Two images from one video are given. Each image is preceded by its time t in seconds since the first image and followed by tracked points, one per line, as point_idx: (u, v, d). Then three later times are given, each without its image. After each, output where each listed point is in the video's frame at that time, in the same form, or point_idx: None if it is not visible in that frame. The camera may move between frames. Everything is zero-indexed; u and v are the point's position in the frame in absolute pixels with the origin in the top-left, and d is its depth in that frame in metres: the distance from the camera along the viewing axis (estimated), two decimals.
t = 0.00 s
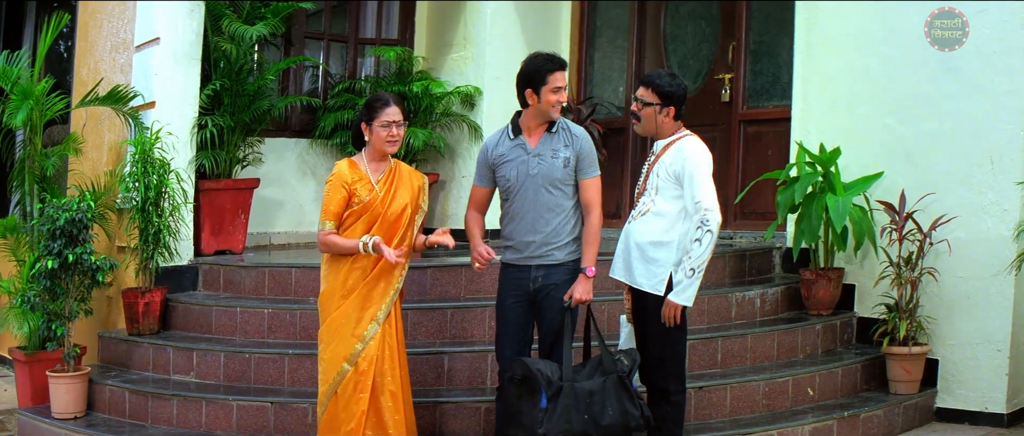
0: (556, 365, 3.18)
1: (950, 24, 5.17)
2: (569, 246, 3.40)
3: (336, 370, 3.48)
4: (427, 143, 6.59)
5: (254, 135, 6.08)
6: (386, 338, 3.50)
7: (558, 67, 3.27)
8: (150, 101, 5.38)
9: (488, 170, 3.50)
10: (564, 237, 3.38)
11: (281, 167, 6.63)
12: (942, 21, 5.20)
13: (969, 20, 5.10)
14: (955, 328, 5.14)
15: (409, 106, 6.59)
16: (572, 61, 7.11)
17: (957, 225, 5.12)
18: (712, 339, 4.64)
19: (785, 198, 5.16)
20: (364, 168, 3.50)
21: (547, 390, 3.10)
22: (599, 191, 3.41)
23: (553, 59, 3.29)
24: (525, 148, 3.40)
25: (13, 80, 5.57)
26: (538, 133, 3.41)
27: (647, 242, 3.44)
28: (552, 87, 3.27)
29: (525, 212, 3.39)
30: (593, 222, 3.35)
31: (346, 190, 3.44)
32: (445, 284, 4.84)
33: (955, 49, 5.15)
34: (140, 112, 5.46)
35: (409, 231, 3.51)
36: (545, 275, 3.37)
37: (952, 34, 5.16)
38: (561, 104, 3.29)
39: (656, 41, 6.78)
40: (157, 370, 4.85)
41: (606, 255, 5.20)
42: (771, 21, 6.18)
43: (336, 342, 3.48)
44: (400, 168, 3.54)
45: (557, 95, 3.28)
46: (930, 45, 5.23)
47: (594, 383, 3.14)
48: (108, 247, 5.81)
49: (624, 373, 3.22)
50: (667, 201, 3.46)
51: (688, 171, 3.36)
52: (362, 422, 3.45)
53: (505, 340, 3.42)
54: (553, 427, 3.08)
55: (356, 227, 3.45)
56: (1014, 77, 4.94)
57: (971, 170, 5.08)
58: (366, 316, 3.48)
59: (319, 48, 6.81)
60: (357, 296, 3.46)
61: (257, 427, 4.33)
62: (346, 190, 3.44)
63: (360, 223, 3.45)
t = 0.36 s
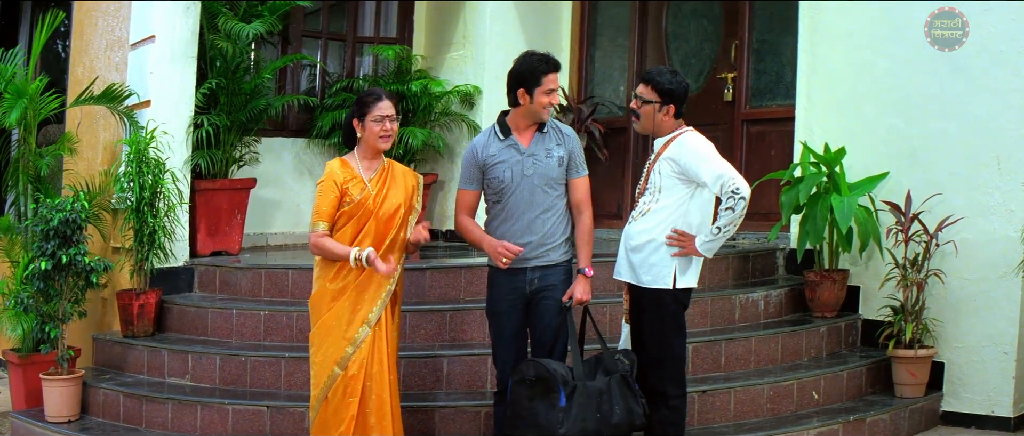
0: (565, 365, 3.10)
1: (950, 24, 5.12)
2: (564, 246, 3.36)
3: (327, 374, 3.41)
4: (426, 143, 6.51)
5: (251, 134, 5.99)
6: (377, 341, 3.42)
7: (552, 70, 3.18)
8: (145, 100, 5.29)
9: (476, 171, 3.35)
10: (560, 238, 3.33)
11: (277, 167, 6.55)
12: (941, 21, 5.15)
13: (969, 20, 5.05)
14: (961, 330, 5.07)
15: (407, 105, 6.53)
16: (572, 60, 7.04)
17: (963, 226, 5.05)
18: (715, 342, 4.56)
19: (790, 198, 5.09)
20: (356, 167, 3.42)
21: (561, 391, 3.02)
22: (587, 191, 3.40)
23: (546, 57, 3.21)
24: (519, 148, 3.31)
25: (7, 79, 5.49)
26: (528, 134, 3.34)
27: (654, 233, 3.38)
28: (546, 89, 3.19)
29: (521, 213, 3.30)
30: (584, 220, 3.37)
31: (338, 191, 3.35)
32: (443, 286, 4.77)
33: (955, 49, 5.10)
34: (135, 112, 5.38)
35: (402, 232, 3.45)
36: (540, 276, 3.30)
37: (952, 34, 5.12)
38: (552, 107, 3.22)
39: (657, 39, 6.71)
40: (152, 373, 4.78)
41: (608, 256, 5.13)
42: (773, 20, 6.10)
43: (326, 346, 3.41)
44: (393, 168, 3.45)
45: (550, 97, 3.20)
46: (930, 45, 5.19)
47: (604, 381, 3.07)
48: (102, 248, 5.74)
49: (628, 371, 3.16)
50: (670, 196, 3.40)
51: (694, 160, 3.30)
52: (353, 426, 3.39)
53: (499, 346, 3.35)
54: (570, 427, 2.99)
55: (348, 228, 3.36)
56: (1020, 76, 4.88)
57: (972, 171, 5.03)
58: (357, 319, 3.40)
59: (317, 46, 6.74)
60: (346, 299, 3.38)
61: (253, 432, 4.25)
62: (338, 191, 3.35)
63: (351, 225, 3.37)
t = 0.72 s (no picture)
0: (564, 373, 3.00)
1: (950, 24, 5.07)
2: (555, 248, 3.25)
3: (328, 379, 3.33)
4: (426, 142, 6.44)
5: (249, 133, 5.92)
6: (379, 344, 3.36)
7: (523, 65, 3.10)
8: (140, 98, 5.23)
9: (468, 167, 3.35)
10: (548, 239, 3.23)
11: (276, 166, 6.48)
12: (941, 21, 5.10)
13: (969, 20, 5.00)
14: (969, 332, 5.00)
15: (407, 104, 6.46)
16: (574, 58, 6.96)
17: (971, 226, 4.97)
18: (720, 345, 4.49)
19: (795, 198, 5.01)
20: (351, 167, 3.31)
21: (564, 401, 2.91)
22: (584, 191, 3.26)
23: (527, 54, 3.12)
24: (507, 145, 3.25)
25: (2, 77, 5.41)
26: (519, 131, 3.26)
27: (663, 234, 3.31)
28: (507, 85, 3.12)
29: (506, 211, 3.24)
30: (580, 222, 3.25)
31: (335, 195, 3.24)
32: (444, 288, 4.69)
33: (955, 50, 5.05)
34: (131, 110, 5.30)
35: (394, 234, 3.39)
36: (528, 279, 3.22)
37: (951, 34, 5.07)
38: (522, 105, 3.13)
39: (660, 37, 6.63)
40: (148, 376, 4.71)
41: (611, 257, 5.06)
42: (778, 18, 6.03)
43: (327, 351, 3.32)
44: (385, 166, 3.37)
45: (516, 93, 3.12)
46: (930, 46, 5.14)
47: (606, 387, 3.01)
48: (98, 248, 5.67)
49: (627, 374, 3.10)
50: (678, 197, 3.33)
51: (704, 159, 3.24)
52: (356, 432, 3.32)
53: (494, 345, 3.31)
54: None
55: (342, 234, 3.29)
56: None
57: (976, 171, 4.97)
58: (358, 322, 3.33)
59: (316, 44, 6.66)
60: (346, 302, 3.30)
61: None
62: (335, 195, 3.24)
63: (346, 230, 3.29)
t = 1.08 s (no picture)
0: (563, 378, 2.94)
1: (950, 24, 5.03)
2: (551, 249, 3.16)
3: (331, 385, 3.24)
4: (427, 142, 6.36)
5: (248, 132, 5.84)
6: (381, 347, 3.31)
7: (502, 59, 3.08)
8: (139, 97, 5.16)
9: (471, 163, 3.35)
10: (541, 238, 3.14)
11: (275, 165, 6.41)
12: (941, 21, 5.06)
13: (969, 20, 4.96)
14: (976, 334, 4.93)
15: (409, 102, 6.39)
16: (577, 56, 6.89)
17: (980, 227, 4.90)
18: (727, 347, 4.42)
19: (801, 199, 4.94)
20: (349, 168, 3.24)
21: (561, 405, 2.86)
22: (586, 192, 3.14)
23: (528, 51, 3.11)
24: (505, 140, 3.22)
25: None
26: (519, 128, 3.21)
27: (664, 237, 3.24)
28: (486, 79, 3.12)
29: (500, 208, 3.19)
30: (581, 224, 3.10)
31: (335, 197, 3.16)
32: (445, 289, 4.62)
33: (954, 50, 5.01)
34: (129, 109, 5.24)
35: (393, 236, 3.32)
36: (522, 281, 3.16)
37: (952, 34, 5.03)
38: (498, 100, 3.11)
39: (665, 35, 6.56)
40: (146, 379, 4.64)
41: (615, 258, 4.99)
42: (784, 16, 5.96)
43: (329, 356, 3.24)
44: (382, 166, 3.30)
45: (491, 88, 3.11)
46: (930, 46, 5.10)
47: (604, 395, 2.91)
48: (95, 249, 5.60)
49: (629, 384, 3.00)
50: (680, 197, 3.25)
51: (704, 161, 3.16)
52: None
53: (494, 348, 3.27)
54: None
55: (342, 238, 3.21)
56: None
57: (981, 171, 4.91)
58: (361, 324, 3.27)
59: (316, 42, 6.58)
60: (348, 304, 3.24)
61: None
62: (335, 197, 3.16)
63: (348, 233, 3.21)
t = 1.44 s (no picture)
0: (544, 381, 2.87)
1: (950, 24, 5.00)
2: (552, 249, 3.08)
3: (332, 389, 3.16)
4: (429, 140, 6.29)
5: (248, 130, 5.76)
6: (383, 350, 3.25)
7: (499, 54, 3.03)
8: (138, 94, 5.08)
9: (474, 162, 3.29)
10: (541, 238, 3.07)
11: (275, 164, 6.34)
12: (941, 21, 5.03)
13: (969, 20, 4.93)
14: (986, 336, 4.86)
15: (411, 101, 6.31)
16: (582, 54, 6.81)
17: (990, 228, 4.82)
18: (734, 350, 4.35)
19: (810, 198, 4.85)
20: (349, 166, 3.16)
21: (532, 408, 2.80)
22: (587, 191, 3.05)
23: (526, 47, 3.04)
24: (505, 138, 3.14)
25: None
26: (519, 126, 3.13)
27: (665, 237, 3.13)
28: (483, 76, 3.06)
29: (500, 207, 3.12)
30: (581, 224, 3.01)
31: (337, 195, 3.08)
32: (448, 290, 4.55)
33: (954, 49, 4.98)
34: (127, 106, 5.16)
35: (393, 236, 3.24)
36: (524, 283, 3.08)
37: (952, 34, 4.99)
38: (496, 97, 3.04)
39: (671, 33, 6.49)
40: (144, 381, 4.57)
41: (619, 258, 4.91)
42: (792, 13, 5.88)
43: (331, 360, 3.17)
44: (380, 166, 3.23)
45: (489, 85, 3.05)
46: (929, 45, 5.06)
47: (584, 401, 2.82)
48: (93, 248, 5.53)
49: (617, 391, 2.88)
50: (680, 195, 3.15)
51: (705, 157, 3.08)
52: None
53: (497, 350, 3.20)
54: None
55: (343, 237, 3.13)
56: None
57: (987, 170, 4.85)
58: (364, 327, 3.21)
59: (317, 40, 6.51)
60: (351, 306, 3.17)
61: None
62: (337, 196, 3.08)
63: (350, 233, 3.13)
